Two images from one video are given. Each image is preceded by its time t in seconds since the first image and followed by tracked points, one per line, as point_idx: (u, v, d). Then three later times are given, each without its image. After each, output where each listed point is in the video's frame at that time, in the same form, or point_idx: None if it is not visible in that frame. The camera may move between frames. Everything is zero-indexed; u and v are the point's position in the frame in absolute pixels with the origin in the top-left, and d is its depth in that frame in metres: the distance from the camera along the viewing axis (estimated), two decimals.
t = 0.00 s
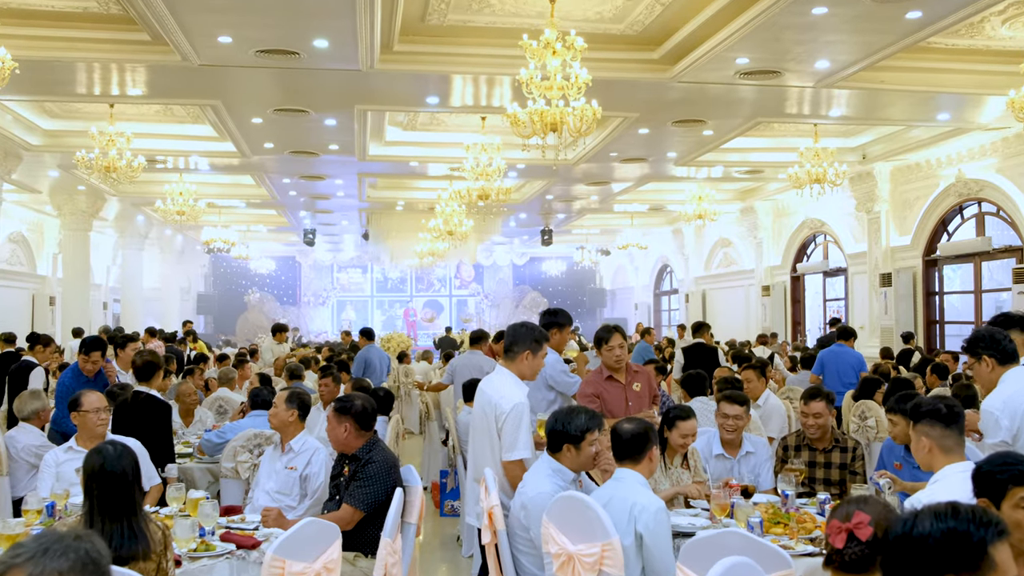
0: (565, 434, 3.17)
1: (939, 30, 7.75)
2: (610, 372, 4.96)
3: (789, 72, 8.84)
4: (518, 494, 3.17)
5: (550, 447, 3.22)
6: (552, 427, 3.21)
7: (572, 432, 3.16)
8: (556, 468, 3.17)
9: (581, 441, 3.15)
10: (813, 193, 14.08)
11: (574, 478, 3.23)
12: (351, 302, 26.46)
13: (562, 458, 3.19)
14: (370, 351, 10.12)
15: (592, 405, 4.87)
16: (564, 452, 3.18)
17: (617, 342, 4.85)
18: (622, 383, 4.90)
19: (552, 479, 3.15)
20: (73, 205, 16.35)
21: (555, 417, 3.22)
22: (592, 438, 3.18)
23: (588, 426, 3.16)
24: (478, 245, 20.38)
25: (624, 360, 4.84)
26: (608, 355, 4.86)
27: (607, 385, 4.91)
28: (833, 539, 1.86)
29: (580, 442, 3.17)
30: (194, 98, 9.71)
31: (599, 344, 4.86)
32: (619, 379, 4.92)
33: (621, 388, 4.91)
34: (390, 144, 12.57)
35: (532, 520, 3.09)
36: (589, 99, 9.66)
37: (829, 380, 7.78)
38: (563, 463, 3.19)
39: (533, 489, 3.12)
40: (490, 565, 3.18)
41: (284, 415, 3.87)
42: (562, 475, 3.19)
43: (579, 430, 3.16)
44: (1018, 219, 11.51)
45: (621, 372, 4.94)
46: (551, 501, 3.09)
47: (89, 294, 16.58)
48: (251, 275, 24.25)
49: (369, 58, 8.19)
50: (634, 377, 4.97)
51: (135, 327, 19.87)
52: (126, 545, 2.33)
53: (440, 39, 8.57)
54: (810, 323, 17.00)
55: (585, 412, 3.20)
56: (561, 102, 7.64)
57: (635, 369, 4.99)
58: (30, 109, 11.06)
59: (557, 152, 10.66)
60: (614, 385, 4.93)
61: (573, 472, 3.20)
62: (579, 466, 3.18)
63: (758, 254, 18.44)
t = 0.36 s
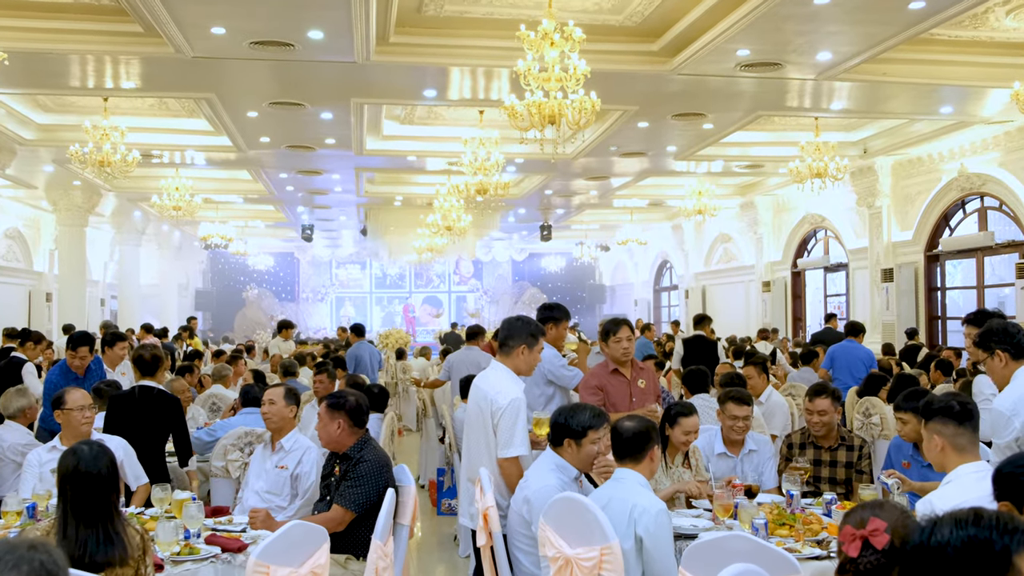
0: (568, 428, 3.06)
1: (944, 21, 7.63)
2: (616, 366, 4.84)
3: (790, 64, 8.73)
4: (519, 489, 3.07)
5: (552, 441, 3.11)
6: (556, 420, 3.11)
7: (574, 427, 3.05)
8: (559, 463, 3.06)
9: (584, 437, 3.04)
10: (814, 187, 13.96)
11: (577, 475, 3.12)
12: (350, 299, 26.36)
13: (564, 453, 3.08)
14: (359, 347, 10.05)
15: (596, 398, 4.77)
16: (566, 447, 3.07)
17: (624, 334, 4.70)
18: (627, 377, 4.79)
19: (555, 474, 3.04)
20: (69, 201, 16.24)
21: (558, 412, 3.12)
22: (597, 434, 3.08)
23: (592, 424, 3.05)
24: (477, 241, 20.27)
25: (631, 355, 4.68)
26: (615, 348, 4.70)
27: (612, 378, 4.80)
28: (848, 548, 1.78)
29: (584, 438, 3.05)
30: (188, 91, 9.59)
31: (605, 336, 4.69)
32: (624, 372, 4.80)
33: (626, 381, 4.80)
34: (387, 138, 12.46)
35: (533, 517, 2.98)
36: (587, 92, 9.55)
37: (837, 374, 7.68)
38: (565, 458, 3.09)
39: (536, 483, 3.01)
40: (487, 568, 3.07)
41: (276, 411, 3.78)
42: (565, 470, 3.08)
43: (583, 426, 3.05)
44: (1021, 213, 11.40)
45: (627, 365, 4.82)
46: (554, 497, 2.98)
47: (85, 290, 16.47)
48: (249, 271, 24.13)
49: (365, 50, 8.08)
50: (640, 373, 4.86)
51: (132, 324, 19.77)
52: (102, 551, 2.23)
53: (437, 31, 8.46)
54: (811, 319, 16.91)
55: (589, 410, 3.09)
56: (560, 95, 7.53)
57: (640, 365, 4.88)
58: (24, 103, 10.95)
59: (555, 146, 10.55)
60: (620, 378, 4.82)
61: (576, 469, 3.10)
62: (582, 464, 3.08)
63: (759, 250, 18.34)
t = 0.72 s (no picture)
0: (563, 423, 2.97)
1: (948, 11, 7.51)
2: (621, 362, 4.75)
3: (792, 56, 8.61)
4: (515, 487, 2.96)
5: (548, 437, 3.02)
6: (550, 416, 3.02)
7: (569, 422, 2.96)
8: (555, 460, 2.96)
9: (579, 432, 2.95)
10: (815, 181, 13.84)
11: (573, 472, 3.02)
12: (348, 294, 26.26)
13: (560, 450, 2.99)
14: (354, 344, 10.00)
15: (598, 392, 4.68)
16: (560, 443, 2.99)
17: (633, 330, 4.62)
18: (633, 374, 4.70)
19: (552, 472, 2.94)
20: (64, 195, 16.12)
21: (553, 407, 3.02)
22: (594, 430, 2.98)
23: (587, 419, 2.96)
24: (475, 236, 20.15)
25: (640, 350, 4.60)
26: (624, 343, 4.63)
27: (616, 374, 4.71)
28: (862, 559, 1.76)
29: (579, 434, 2.96)
30: (182, 84, 9.48)
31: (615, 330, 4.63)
32: (630, 369, 4.71)
33: (631, 378, 4.71)
34: (384, 131, 12.33)
35: (530, 515, 2.88)
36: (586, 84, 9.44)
37: (842, 370, 7.58)
38: (560, 455, 2.99)
39: (532, 481, 2.91)
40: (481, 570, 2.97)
41: (267, 409, 3.69)
42: (561, 467, 2.98)
43: (578, 421, 2.96)
44: None
45: (633, 362, 4.74)
46: (551, 495, 2.88)
47: (81, 285, 16.37)
48: (247, 266, 24.04)
49: (360, 41, 7.97)
50: (646, 372, 4.75)
51: (130, 319, 19.66)
52: (76, 559, 2.13)
53: (434, 23, 8.35)
54: (811, 314, 16.82)
55: (584, 405, 3.00)
56: (559, 87, 7.42)
57: (648, 364, 4.78)
58: (17, 97, 10.85)
59: (554, 139, 10.44)
60: (626, 375, 4.73)
61: (572, 465, 3.00)
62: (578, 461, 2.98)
63: (759, 244, 18.24)
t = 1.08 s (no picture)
0: (551, 421, 2.87)
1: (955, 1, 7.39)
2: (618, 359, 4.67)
3: (796, 47, 8.49)
4: (503, 489, 2.87)
5: (535, 436, 2.92)
6: (537, 413, 2.92)
7: (556, 419, 2.87)
8: (544, 460, 2.87)
9: (567, 430, 2.86)
10: (819, 175, 13.72)
11: (563, 472, 2.93)
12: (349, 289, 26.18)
13: (548, 449, 2.89)
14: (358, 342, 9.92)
15: (591, 389, 4.62)
16: (548, 442, 2.88)
17: (632, 325, 4.54)
18: (630, 370, 4.60)
19: (541, 472, 2.85)
20: (63, 189, 16.02)
21: (540, 404, 2.93)
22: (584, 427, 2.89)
23: (575, 416, 2.86)
24: (477, 230, 20.05)
25: (638, 345, 4.52)
26: (622, 338, 4.54)
27: (611, 370, 4.62)
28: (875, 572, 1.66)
29: (567, 432, 2.87)
30: (179, 77, 9.37)
31: (612, 324, 4.55)
32: (626, 366, 4.62)
33: (627, 375, 4.61)
34: (384, 125, 12.22)
35: (522, 519, 2.77)
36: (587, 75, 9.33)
37: (842, 367, 7.45)
38: (549, 454, 2.89)
39: (520, 483, 2.81)
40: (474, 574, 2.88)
41: (259, 407, 3.59)
42: (551, 468, 2.89)
43: (565, 418, 2.87)
44: None
45: (631, 358, 4.64)
46: (541, 498, 2.78)
47: (80, 280, 16.27)
48: (248, 261, 23.95)
49: (358, 33, 7.87)
50: (645, 369, 4.64)
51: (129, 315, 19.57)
52: (48, 564, 2.01)
53: (434, 13, 8.24)
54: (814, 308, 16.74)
55: (571, 402, 2.90)
56: (560, 78, 7.30)
57: (647, 361, 4.67)
58: (13, 90, 10.75)
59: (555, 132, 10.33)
60: (622, 371, 4.64)
61: (562, 465, 2.90)
62: (568, 461, 2.88)
63: (761, 238, 18.13)
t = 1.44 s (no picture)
0: (539, 424, 2.78)
1: None
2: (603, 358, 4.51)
3: (808, 38, 8.35)
4: (493, 496, 2.77)
5: (524, 440, 2.83)
6: (523, 416, 2.83)
7: (543, 422, 2.78)
8: (533, 465, 2.78)
9: (556, 432, 2.77)
10: (831, 169, 13.57)
11: (553, 476, 2.84)
12: (360, 285, 26.11)
13: (535, 454, 2.80)
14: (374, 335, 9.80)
15: (577, 393, 4.47)
16: (536, 446, 2.80)
17: (616, 322, 4.41)
18: (616, 370, 4.44)
19: (530, 479, 2.76)
20: (72, 185, 15.98)
21: (526, 406, 2.84)
22: (571, 430, 2.80)
23: (563, 417, 2.77)
24: (487, 225, 19.94)
25: (623, 342, 4.38)
26: (606, 336, 4.40)
27: (597, 371, 4.47)
28: None
29: (557, 434, 2.77)
30: (183, 71, 9.29)
31: (596, 322, 4.41)
32: (612, 364, 4.46)
33: (614, 373, 4.45)
34: (391, 120, 12.11)
35: (512, 531, 2.68)
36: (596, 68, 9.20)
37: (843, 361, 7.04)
38: (538, 459, 2.80)
39: (510, 492, 2.72)
40: None
41: (254, 406, 3.50)
42: (539, 473, 2.79)
43: (553, 420, 2.78)
44: None
45: (617, 356, 4.48)
46: (532, 507, 2.69)
47: (89, 276, 16.24)
48: (258, 257, 23.91)
49: (363, 25, 7.76)
50: (632, 366, 4.50)
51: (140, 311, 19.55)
52: None
53: (440, 5, 8.13)
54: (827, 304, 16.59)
55: (558, 402, 2.82)
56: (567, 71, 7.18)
57: (635, 358, 4.52)
58: (20, 85, 10.71)
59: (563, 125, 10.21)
60: (607, 370, 4.48)
61: (551, 469, 2.81)
62: (559, 465, 2.80)
63: (773, 233, 17.99)
